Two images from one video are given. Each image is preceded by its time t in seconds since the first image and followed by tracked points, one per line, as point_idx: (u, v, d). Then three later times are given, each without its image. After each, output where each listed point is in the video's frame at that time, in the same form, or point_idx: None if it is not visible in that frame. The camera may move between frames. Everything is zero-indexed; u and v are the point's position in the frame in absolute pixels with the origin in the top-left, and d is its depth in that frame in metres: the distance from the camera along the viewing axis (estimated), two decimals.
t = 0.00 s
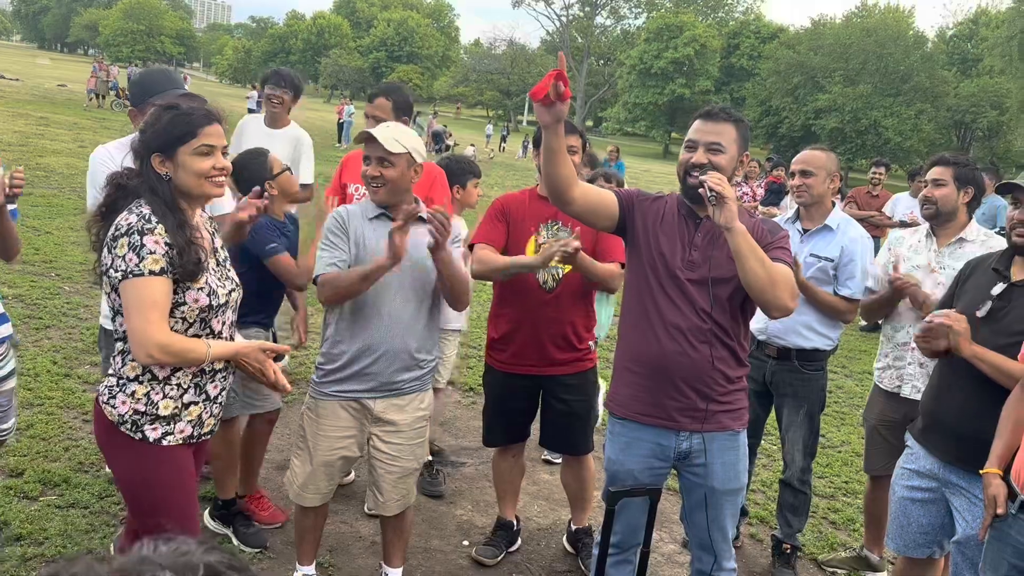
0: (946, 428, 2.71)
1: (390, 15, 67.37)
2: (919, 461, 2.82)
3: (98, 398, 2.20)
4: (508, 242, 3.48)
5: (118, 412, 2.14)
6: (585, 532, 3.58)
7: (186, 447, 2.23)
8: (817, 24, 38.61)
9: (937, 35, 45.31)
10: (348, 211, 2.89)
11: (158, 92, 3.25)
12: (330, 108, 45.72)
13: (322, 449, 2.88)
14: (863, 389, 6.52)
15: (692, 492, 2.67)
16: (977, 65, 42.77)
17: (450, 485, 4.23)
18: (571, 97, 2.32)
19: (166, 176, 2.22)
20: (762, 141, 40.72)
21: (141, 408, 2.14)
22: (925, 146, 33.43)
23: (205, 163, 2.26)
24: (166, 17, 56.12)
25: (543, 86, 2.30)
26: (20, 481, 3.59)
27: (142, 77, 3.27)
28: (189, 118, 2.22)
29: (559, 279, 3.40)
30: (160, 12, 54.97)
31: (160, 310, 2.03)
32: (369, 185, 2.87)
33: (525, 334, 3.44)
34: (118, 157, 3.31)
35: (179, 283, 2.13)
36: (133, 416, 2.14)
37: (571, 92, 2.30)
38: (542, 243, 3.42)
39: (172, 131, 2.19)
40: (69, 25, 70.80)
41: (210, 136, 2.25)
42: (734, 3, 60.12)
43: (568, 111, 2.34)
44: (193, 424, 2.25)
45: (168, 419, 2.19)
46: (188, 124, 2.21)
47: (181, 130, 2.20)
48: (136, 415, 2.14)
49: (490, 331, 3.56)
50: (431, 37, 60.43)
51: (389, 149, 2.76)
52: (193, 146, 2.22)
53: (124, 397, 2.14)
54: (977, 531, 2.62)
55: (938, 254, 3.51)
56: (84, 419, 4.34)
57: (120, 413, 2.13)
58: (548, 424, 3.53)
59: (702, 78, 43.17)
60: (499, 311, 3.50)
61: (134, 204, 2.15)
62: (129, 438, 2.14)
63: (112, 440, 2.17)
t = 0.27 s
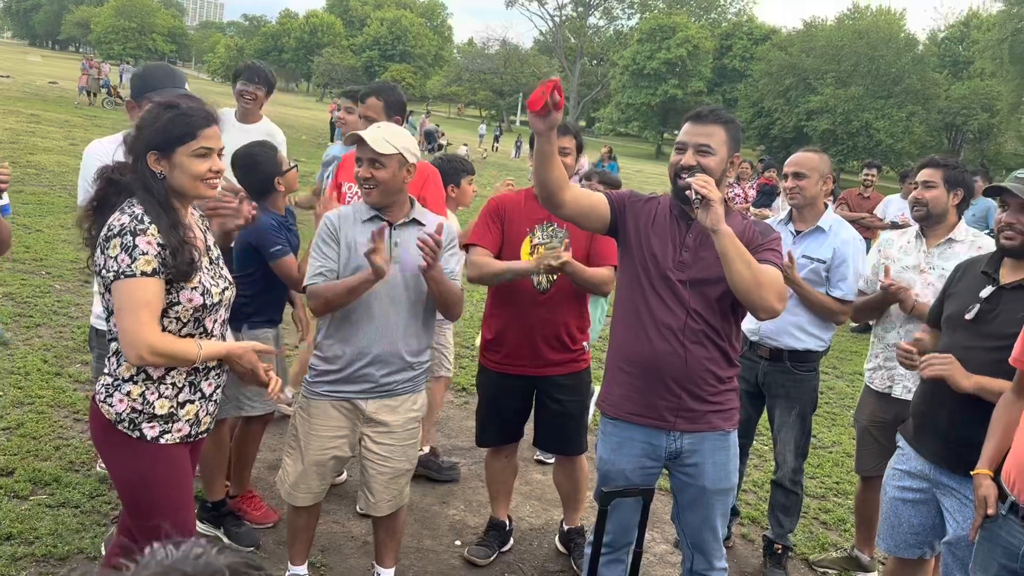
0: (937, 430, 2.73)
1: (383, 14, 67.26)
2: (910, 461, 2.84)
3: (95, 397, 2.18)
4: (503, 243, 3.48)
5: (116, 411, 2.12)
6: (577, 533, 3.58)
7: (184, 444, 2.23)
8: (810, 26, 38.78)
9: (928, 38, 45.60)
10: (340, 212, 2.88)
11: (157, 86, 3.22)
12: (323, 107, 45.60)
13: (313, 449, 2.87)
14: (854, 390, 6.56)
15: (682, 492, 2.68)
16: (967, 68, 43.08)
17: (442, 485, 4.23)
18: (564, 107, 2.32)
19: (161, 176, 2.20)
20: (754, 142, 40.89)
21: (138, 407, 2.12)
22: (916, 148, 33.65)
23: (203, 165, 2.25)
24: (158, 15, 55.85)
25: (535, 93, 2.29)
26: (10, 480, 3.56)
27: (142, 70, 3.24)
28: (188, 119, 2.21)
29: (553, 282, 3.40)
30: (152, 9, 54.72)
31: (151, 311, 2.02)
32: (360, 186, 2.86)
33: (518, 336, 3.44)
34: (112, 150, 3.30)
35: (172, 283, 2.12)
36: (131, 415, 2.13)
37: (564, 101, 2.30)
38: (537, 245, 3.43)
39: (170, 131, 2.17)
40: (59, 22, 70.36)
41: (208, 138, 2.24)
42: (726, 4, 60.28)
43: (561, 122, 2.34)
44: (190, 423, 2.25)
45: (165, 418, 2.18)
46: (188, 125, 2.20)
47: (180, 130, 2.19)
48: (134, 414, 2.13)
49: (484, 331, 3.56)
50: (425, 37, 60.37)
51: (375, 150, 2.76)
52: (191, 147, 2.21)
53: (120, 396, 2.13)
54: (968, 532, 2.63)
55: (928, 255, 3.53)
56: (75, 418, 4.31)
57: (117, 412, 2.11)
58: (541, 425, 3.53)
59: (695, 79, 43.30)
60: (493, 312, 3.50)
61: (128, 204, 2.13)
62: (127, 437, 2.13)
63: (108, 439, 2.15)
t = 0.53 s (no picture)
0: (924, 434, 2.75)
1: (375, 13, 67.11)
2: (899, 465, 2.86)
3: (79, 400, 2.17)
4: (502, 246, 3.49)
5: (102, 412, 2.11)
6: (568, 535, 3.59)
7: (170, 446, 2.21)
8: (800, 29, 38.97)
9: (917, 42, 45.94)
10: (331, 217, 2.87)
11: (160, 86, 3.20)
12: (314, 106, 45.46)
13: (305, 452, 2.86)
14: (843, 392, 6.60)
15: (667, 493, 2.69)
16: (956, 71, 43.43)
17: (433, 486, 4.23)
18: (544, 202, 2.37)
19: (151, 177, 2.21)
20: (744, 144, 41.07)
21: (123, 408, 2.12)
22: (905, 151, 33.90)
23: (194, 169, 2.27)
24: (148, 12, 55.50)
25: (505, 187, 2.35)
26: None
27: (141, 68, 3.21)
28: (183, 123, 2.22)
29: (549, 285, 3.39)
30: (142, 7, 54.41)
31: (128, 316, 2.01)
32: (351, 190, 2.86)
33: (514, 338, 3.44)
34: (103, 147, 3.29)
35: (156, 286, 2.12)
36: (117, 416, 2.12)
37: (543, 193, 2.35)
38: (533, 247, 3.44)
39: (164, 134, 2.19)
40: (48, 19, 69.81)
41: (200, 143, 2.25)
42: (718, 6, 60.44)
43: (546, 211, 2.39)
44: (173, 425, 2.23)
45: (150, 419, 2.17)
46: (182, 130, 2.22)
47: (175, 134, 2.20)
48: (120, 414, 2.12)
49: (481, 332, 3.57)
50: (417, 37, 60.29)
51: (362, 150, 2.77)
52: (185, 152, 2.24)
53: (105, 398, 2.12)
54: (955, 536, 2.66)
55: (916, 260, 3.56)
56: (65, 419, 4.28)
57: (103, 414, 2.10)
58: (535, 428, 3.53)
59: (687, 81, 43.44)
60: (490, 315, 3.51)
61: (113, 204, 2.13)
62: (114, 438, 2.11)
63: (93, 441, 2.14)
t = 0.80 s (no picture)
0: (907, 445, 2.78)
1: (366, 14, 66.99)
2: (881, 476, 2.89)
3: (50, 412, 2.15)
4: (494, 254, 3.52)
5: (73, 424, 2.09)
6: (554, 543, 3.59)
7: (146, 450, 2.19)
8: (789, 34, 39.20)
9: (905, 47, 46.34)
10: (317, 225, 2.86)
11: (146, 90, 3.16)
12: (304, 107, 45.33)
13: (291, 463, 2.85)
14: (828, 398, 6.64)
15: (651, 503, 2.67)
16: (944, 77, 43.89)
17: (419, 493, 4.22)
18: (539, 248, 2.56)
19: (134, 186, 2.20)
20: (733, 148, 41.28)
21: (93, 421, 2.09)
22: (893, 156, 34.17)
23: (178, 178, 2.27)
24: (137, 10, 55.13)
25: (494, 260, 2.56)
26: None
27: (128, 72, 3.20)
28: (170, 133, 2.23)
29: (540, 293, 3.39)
30: (131, 5, 54.06)
31: (94, 325, 1.99)
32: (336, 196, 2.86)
33: (503, 347, 3.45)
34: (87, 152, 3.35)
35: (135, 295, 2.11)
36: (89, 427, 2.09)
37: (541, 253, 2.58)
38: (525, 255, 3.44)
39: (152, 142, 2.19)
40: (35, 16, 69.25)
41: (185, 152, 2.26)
42: (708, 10, 60.69)
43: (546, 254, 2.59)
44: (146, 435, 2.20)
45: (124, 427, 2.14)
46: (170, 140, 2.22)
47: (162, 144, 2.21)
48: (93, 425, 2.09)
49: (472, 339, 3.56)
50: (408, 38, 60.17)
51: (350, 158, 2.78)
52: (169, 161, 2.24)
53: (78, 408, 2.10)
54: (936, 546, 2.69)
55: (901, 269, 3.58)
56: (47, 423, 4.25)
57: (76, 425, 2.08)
58: (522, 436, 3.54)
59: (677, 84, 43.63)
60: (482, 323, 3.52)
61: (92, 212, 2.11)
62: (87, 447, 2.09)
63: (66, 450, 2.12)
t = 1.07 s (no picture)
0: (885, 460, 2.80)
1: (356, 15, 66.78)
2: (860, 490, 2.90)
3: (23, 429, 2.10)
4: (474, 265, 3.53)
5: (58, 439, 2.06)
6: (537, 554, 3.60)
7: (125, 464, 2.19)
8: (778, 38, 39.40)
9: (893, 52, 46.66)
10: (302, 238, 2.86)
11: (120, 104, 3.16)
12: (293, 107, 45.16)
13: (272, 479, 2.84)
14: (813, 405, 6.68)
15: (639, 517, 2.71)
16: (931, 82, 44.21)
17: (403, 502, 4.21)
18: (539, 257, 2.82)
19: (109, 199, 2.19)
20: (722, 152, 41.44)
21: (84, 433, 2.09)
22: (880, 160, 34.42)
23: (153, 194, 2.29)
24: (125, 8, 54.70)
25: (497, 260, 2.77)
26: None
27: (102, 86, 3.20)
28: (148, 149, 2.25)
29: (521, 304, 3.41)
30: (120, 4, 53.66)
31: (55, 336, 1.95)
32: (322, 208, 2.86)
33: (482, 359, 3.45)
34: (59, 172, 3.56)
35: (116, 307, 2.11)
36: (75, 441, 2.08)
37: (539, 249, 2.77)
38: (504, 268, 3.45)
39: (130, 156, 2.19)
40: (22, 14, 68.67)
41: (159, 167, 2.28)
42: (698, 14, 60.89)
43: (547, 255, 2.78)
44: (129, 445, 2.21)
45: (108, 441, 2.14)
46: (147, 155, 2.24)
47: (140, 158, 2.22)
48: (79, 439, 2.08)
49: (454, 352, 3.55)
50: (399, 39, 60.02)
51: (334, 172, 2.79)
52: (146, 176, 2.25)
53: (62, 424, 2.07)
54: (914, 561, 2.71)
55: (882, 282, 3.61)
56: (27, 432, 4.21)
57: (61, 441, 2.06)
58: (505, 448, 3.53)
59: (666, 88, 43.76)
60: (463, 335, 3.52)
61: (66, 224, 2.08)
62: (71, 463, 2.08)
63: (43, 466, 2.08)
